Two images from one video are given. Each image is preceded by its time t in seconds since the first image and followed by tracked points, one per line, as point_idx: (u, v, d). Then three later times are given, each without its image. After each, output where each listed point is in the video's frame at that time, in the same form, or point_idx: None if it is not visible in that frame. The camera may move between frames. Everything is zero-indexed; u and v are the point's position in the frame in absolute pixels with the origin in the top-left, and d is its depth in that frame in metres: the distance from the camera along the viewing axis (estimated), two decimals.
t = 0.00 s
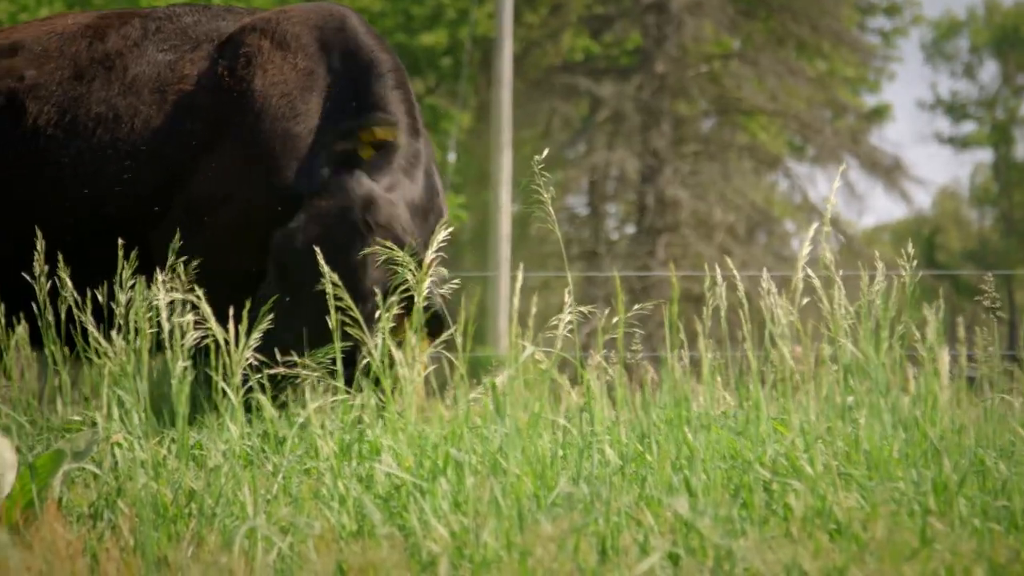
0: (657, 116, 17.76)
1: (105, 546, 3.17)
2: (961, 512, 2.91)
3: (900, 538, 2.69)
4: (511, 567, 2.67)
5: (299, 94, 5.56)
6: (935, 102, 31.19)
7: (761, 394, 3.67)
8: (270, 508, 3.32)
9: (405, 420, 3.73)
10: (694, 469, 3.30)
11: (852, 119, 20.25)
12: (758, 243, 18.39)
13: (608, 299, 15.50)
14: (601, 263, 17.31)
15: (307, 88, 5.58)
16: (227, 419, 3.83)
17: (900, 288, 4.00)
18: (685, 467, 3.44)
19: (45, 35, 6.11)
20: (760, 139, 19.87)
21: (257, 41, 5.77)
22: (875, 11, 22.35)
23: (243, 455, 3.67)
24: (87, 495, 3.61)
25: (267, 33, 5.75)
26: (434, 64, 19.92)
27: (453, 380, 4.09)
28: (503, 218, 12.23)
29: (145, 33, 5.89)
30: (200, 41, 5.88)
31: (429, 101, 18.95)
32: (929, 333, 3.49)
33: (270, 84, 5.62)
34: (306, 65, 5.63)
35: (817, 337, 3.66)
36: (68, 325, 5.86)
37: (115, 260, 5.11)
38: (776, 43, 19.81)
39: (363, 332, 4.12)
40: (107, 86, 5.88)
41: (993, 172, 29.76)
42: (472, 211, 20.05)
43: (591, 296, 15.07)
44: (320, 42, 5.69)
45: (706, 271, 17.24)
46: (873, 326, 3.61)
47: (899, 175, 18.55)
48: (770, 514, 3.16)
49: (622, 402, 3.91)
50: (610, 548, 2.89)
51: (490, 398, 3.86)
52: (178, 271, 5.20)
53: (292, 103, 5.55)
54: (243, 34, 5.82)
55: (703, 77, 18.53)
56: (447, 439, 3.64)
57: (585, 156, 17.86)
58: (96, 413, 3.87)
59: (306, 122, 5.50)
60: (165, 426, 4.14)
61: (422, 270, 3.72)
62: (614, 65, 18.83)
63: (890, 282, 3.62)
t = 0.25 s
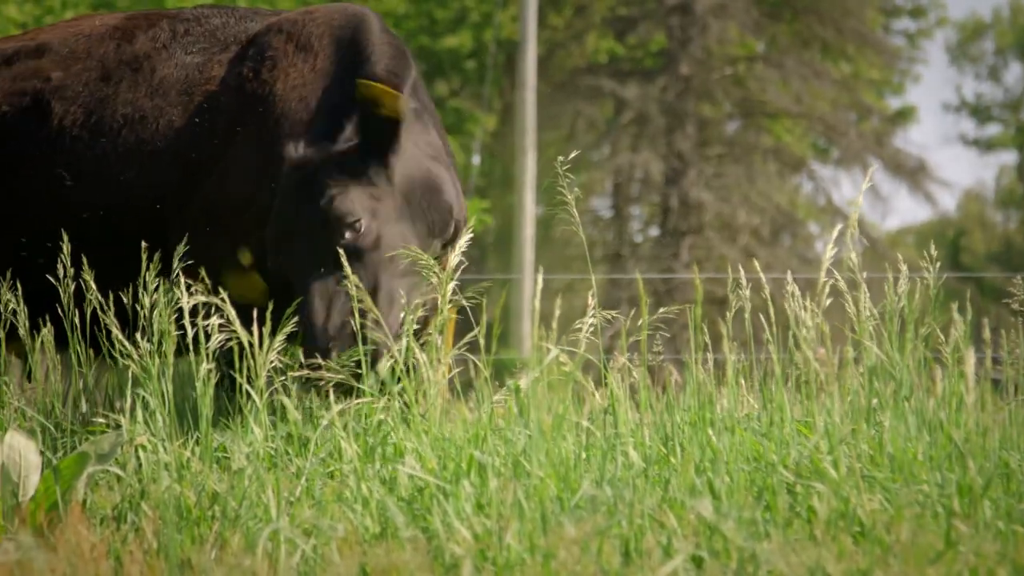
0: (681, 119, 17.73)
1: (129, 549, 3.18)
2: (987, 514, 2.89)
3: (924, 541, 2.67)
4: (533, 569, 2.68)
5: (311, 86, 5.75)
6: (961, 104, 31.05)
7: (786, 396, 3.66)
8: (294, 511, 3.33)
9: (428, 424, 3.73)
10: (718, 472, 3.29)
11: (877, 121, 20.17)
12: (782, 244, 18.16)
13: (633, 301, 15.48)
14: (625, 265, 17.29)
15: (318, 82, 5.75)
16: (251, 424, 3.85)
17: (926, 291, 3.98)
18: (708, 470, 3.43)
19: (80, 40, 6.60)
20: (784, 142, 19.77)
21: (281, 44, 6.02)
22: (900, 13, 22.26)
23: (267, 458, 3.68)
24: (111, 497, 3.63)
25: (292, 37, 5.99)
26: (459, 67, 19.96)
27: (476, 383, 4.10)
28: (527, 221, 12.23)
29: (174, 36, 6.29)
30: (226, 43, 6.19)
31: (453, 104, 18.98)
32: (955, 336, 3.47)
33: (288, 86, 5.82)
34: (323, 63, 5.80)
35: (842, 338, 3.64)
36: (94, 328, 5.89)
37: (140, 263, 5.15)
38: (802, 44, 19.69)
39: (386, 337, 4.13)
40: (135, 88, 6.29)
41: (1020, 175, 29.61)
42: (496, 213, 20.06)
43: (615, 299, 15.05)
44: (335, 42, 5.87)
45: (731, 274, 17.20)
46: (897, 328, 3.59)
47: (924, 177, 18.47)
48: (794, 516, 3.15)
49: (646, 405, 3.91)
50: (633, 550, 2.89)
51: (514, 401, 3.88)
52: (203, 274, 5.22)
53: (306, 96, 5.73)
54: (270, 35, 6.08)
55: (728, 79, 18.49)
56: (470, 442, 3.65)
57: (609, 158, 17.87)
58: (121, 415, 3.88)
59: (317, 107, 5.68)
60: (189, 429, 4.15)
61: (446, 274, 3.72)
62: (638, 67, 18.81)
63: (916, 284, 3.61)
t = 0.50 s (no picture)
0: (693, 120, 17.65)
1: (141, 551, 3.19)
2: (999, 517, 2.88)
3: (936, 543, 2.67)
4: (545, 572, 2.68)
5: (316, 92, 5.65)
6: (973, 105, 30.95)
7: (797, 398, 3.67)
8: (305, 512, 3.34)
9: (439, 426, 3.74)
10: (729, 473, 3.29)
11: (888, 122, 20.13)
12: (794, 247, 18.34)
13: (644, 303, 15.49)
14: (637, 266, 17.29)
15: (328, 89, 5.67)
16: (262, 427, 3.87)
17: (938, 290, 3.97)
18: (720, 472, 3.44)
19: (83, 45, 6.37)
20: (796, 143, 19.72)
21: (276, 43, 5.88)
22: (912, 14, 22.21)
23: (278, 460, 3.69)
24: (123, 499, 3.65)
25: (284, 36, 5.86)
26: (470, 68, 19.94)
27: (487, 385, 4.11)
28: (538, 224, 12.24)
29: (174, 38, 6.14)
30: (224, 44, 6.03)
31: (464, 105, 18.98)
32: (966, 338, 3.47)
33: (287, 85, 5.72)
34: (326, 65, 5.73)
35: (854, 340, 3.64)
36: (106, 330, 5.91)
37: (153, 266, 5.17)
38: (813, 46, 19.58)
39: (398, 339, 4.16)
40: (138, 93, 6.10)
41: None
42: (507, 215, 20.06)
43: (627, 301, 15.05)
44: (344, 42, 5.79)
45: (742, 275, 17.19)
46: (908, 330, 3.59)
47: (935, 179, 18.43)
48: (806, 518, 3.15)
49: (658, 407, 3.92)
50: (645, 552, 2.90)
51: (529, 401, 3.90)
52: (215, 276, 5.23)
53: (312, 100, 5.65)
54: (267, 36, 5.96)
55: (739, 81, 18.45)
56: (482, 444, 3.66)
57: (620, 159, 17.86)
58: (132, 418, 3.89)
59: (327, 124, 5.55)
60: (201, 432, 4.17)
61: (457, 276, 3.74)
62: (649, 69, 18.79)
63: (927, 287, 3.61)
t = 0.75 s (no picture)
0: (704, 123, 17.66)
1: (153, 553, 3.21)
2: (1011, 520, 2.87)
3: (948, 545, 2.67)
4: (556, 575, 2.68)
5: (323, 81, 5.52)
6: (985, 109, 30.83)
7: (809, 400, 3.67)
8: (317, 515, 3.35)
9: (451, 429, 3.75)
10: (742, 476, 3.29)
11: (899, 125, 20.08)
12: (805, 249, 18.24)
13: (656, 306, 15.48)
14: (648, 269, 17.28)
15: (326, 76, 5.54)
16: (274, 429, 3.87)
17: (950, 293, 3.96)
18: (732, 475, 3.43)
19: (90, 52, 6.34)
20: (808, 145, 19.69)
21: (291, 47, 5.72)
22: (924, 17, 22.14)
23: (290, 463, 3.70)
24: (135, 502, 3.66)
25: (298, 40, 5.71)
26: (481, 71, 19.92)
27: (498, 388, 4.13)
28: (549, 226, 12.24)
29: (184, 45, 6.05)
30: (235, 51, 5.92)
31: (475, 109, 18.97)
32: (978, 341, 3.47)
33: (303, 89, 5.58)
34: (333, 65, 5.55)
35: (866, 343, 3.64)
36: (117, 332, 5.95)
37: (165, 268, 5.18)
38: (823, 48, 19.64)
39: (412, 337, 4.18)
40: (145, 98, 6.07)
41: None
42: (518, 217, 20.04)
43: (639, 303, 15.04)
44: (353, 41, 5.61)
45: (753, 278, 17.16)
46: (920, 333, 3.58)
47: (947, 181, 18.38)
48: (818, 521, 3.14)
49: (669, 410, 3.92)
50: (657, 555, 2.90)
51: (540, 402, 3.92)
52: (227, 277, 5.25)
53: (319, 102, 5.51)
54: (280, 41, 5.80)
55: (750, 83, 18.43)
56: (494, 447, 3.66)
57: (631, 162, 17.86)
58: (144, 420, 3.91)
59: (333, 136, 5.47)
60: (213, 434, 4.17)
61: (468, 278, 3.75)
62: (660, 72, 18.76)
63: (939, 289, 3.60)
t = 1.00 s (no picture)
0: (719, 126, 17.80)
1: (167, 557, 3.23)
2: None
3: (964, 550, 2.67)
4: None
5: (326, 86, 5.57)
6: (998, 111, 30.68)
7: (823, 404, 3.67)
8: (330, 518, 3.36)
9: (465, 431, 3.75)
10: (756, 480, 3.29)
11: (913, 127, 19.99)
12: (818, 252, 18.06)
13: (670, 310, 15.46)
14: (662, 273, 17.27)
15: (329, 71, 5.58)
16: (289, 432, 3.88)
17: (964, 296, 3.93)
18: (747, 478, 3.43)
19: (109, 57, 6.30)
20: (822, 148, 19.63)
21: (301, 49, 5.77)
22: (937, 19, 22.05)
23: (304, 466, 3.72)
24: (149, 506, 3.67)
25: (310, 42, 5.74)
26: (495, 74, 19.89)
27: (513, 391, 4.13)
28: (563, 231, 12.25)
29: (205, 51, 6.05)
30: (255, 57, 5.93)
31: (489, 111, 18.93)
32: (992, 344, 3.44)
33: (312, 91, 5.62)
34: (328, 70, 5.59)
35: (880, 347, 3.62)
36: (131, 335, 5.96)
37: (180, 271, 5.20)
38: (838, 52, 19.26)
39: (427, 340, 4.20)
40: (165, 104, 6.04)
41: None
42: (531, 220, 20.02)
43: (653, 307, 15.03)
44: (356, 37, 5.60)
45: (767, 282, 17.13)
46: (934, 338, 3.57)
47: (961, 184, 18.31)
48: (832, 524, 3.14)
49: (683, 413, 3.92)
50: (671, 559, 2.90)
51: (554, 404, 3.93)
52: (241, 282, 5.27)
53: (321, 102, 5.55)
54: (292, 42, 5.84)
55: (764, 87, 18.39)
56: (508, 450, 3.67)
57: (646, 166, 17.83)
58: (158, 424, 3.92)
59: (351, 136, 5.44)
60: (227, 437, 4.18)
61: (482, 281, 3.76)
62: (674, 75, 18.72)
63: (951, 294, 3.57)
